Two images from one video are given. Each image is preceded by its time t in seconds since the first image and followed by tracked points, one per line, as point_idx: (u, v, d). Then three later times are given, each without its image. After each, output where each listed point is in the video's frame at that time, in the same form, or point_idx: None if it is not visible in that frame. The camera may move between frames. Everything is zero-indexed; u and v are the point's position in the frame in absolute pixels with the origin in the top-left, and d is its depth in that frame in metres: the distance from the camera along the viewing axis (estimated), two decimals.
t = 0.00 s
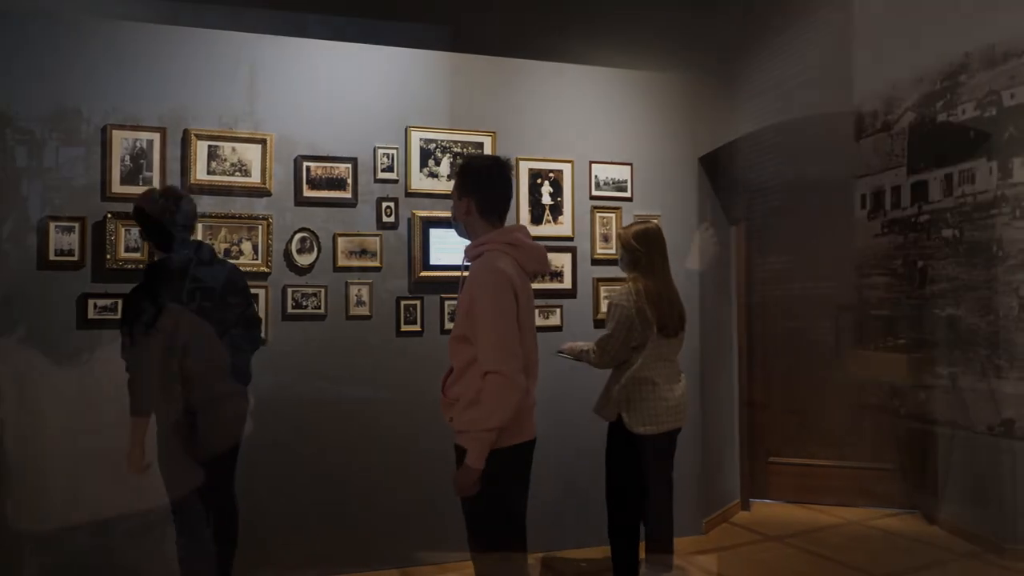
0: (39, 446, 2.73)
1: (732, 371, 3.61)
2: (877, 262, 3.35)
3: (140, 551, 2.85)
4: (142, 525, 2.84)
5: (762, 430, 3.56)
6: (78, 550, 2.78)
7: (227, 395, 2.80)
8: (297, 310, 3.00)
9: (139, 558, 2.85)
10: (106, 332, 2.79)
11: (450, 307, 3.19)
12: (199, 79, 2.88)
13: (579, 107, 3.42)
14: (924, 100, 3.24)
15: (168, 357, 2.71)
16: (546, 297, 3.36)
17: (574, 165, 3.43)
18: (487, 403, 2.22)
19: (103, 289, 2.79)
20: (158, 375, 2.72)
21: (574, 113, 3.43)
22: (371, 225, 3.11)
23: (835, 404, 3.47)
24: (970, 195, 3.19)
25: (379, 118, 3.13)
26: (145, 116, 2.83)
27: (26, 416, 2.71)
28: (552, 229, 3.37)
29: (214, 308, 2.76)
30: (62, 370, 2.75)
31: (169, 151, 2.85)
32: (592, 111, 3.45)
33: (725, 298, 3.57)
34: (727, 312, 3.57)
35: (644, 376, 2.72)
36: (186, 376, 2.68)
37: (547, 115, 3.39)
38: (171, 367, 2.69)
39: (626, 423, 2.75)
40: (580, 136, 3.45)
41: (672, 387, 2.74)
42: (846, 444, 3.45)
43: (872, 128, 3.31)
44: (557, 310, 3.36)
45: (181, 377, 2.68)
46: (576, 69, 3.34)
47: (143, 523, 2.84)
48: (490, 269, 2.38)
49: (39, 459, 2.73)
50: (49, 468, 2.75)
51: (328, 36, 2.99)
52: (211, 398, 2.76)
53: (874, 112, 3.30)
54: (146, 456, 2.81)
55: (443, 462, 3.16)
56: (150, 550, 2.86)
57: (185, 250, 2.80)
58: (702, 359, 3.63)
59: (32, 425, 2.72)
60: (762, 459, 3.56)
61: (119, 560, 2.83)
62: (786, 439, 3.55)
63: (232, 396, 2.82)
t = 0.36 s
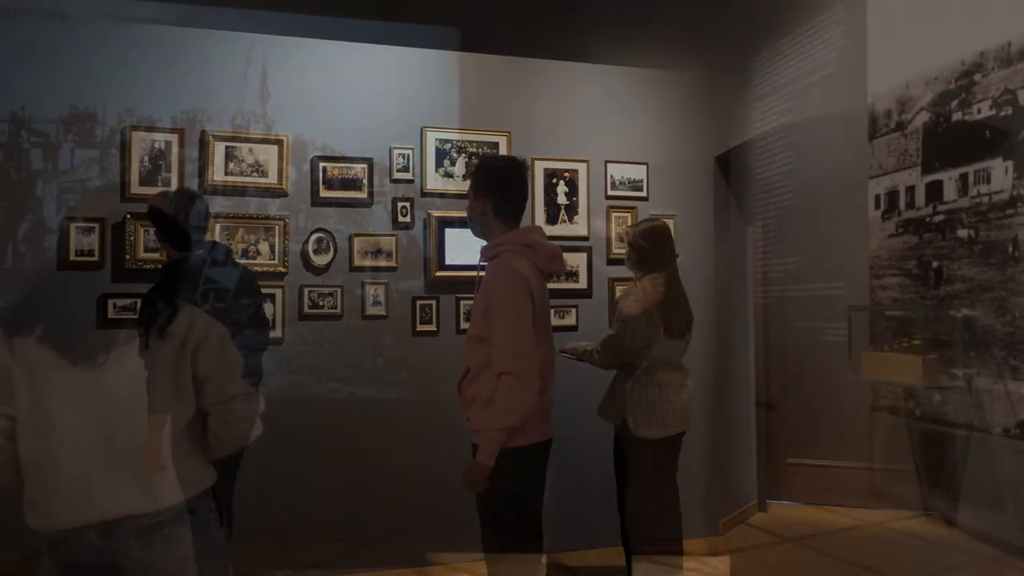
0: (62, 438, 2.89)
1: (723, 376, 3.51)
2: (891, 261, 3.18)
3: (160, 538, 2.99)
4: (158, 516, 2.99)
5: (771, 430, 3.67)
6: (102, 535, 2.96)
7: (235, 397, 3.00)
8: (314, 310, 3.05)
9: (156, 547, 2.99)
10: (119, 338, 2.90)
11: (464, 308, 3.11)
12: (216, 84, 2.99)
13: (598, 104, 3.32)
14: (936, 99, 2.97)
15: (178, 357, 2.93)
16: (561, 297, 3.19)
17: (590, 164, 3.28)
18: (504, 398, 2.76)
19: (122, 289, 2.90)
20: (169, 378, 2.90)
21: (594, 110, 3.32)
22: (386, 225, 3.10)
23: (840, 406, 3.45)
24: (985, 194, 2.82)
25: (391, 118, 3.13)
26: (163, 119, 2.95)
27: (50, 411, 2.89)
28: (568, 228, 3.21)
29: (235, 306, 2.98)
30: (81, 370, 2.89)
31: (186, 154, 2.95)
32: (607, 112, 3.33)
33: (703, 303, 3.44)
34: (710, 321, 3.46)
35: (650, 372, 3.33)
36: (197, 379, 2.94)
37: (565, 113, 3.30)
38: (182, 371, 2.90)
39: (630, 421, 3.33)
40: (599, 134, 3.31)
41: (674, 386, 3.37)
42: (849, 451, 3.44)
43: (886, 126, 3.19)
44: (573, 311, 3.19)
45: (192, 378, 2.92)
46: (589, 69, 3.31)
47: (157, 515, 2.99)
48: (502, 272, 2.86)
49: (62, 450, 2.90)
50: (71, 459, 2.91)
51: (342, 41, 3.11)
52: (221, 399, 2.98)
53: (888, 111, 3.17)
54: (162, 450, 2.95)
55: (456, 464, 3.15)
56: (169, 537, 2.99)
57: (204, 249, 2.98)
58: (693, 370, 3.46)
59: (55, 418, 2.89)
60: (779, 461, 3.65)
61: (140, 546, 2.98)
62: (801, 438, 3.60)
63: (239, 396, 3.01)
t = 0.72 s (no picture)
0: (74, 449, 2.28)
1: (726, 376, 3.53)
2: (903, 262, 2.72)
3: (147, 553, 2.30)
4: (152, 527, 2.29)
5: (787, 431, 3.43)
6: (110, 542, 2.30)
7: (241, 398, 2.47)
8: (326, 311, 3.12)
9: (158, 556, 2.31)
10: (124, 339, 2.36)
11: (480, 307, 3.13)
12: (230, 87, 3.10)
13: (615, 103, 3.30)
14: (952, 100, 2.53)
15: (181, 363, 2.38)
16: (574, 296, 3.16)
17: (606, 164, 3.27)
18: (526, 400, 2.94)
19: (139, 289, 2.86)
20: (174, 382, 2.36)
21: (611, 110, 3.30)
22: (399, 227, 3.15)
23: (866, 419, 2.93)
24: (1002, 195, 2.34)
25: (403, 119, 3.16)
26: (178, 120, 3.06)
27: (61, 415, 2.27)
28: (581, 229, 3.20)
29: (249, 309, 3.03)
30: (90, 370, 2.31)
31: (200, 155, 3.05)
32: (624, 111, 3.31)
33: (710, 294, 3.45)
34: (715, 316, 3.49)
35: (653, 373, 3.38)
36: (205, 379, 2.41)
37: (581, 112, 3.28)
38: (189, 372, 2.37)
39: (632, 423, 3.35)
40: (616, 134, 3.29)
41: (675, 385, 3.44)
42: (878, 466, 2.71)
43: (901, 124, 2.76)
44: (587, 311, 3.17)
45: (199, 380, 2.40)
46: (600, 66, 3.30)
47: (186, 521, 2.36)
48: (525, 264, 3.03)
49: (65, 461, 2.29)
50: (101, 478, 2.28)
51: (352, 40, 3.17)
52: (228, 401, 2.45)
53: (904, 110, 2.74)
54: (152, 457, 2.34)
55: (465, 460, 3.20)
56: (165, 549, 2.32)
57: (216, 252, 3.03)
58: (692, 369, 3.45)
59: (69, 428, 2.27)
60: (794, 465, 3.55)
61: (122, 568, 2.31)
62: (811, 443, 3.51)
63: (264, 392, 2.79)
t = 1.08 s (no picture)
0: (92, 447, 1.72)
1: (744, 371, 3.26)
2: (926, 260, 2.11)
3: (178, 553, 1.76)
4: (180, 522, 1.75)
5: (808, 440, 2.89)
6: (133, 542, 1.75)
7: (257, 399, 1.79)
8: (345, 310, 3.23)
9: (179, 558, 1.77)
10: (150, 340, 1.75)
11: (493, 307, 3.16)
12: (246, 90, 3.24)
13: (630, 103, 3.29)
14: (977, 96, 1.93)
15: (200, 365, 1.76)
16: (587, 296, 3.16)
17: (620, 165, 3.25)
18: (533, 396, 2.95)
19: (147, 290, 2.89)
20: (191, 382, 1.75)
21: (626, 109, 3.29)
22: (415, 229, 3.25)
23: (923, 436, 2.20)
24: None
25: (418, 119, 3.26)
26: (197, 121, 3.22)
27: (81, 411, 1.71)
28: (592, 228, 3.18)
29: (266, 309, 3.17)
30: (111, 373, 1.73)
31: (218, 155, 3.20)
32: (639, 110, 3.30)
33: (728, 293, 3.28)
34: (732, 312, 3.28)
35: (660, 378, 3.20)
36: (225, 380, 1.78)
37: (595, 112, 3.28)
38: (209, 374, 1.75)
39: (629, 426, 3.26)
40: (631, 134, 3.27)
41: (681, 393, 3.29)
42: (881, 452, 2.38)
43: (925, 123, 2.11)
44: (601, 310, 3.14)
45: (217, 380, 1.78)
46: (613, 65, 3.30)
47: (206, 516, 1.78)
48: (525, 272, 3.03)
49: (91, 467, 1.72)
50: (144, 484, 1.72)
51: (371, 40, 3.28)
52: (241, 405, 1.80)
53: (926, 109, 2.10)
54: (184, 455, 1.74)
55: (477, 458, 3.22)
56: (188, 546, 1.76)
57: (238, 252, 3.18)
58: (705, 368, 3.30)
59: (94, 427, 1.71)
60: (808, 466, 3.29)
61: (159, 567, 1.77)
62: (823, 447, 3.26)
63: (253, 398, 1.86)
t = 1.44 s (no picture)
0: (124, 448, 1.53)
1: (765, 370, 3.17)
2: (953, 260, 1.63)
3: (206, 552, 1.55)
4: (206, 518, 1.54)
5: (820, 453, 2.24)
6: (161, 539, 1.54)
7: (283, 399, 1.59)
8: (366, 310, 3.31)
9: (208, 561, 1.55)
10: (178, 339, 1.55)
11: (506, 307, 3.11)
12: (269, 92, 3.31)
13: (643, 104, 3.33)
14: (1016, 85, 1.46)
15: (226, 364, 1.56)
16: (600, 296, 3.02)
17: (632, 164, 3.26)
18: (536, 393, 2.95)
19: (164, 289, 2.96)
20: (218, 383, 1.55)
21: (641, 110, 3.32)
22: (433, 230, 3.34)
23: (892, 450, 1.85)
24: None
25: (436, 121, 3.36)
26: (219, 123, 3.30)
27: (111, 406, 1.54)
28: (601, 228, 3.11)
29: (289, 309, 3.29)
30: (144, 371, 1.55)
31: (241, 157, 3.30)
32: (653, 110, 3.32)
33: (747, 292, 3.20)
34: (754, 311, 3.19)
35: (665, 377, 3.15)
36: (250, 377, 1.58)
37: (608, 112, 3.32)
38: (235, 370, 1.56)
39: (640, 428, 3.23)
40: (644, 133, 3.29)
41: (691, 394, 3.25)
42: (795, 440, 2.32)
43: (950, 121, 1.63)
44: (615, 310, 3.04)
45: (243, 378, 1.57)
46: (630, 65, 3.35)
47: (232, 514, 1.56)
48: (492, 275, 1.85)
49: (119, 472, 1.54)
50: (175, 488, 1.53)
51: (391, 42, 3.37)
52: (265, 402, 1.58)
53: (952, 105, 1.62)
54: (212, 455, 1.54)
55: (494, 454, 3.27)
56: (217, 545, 1.55)
57: (261, 253, 3.28)
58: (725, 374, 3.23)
59: (122, 427, 1.54)
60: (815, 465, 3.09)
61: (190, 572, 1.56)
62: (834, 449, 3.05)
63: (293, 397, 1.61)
